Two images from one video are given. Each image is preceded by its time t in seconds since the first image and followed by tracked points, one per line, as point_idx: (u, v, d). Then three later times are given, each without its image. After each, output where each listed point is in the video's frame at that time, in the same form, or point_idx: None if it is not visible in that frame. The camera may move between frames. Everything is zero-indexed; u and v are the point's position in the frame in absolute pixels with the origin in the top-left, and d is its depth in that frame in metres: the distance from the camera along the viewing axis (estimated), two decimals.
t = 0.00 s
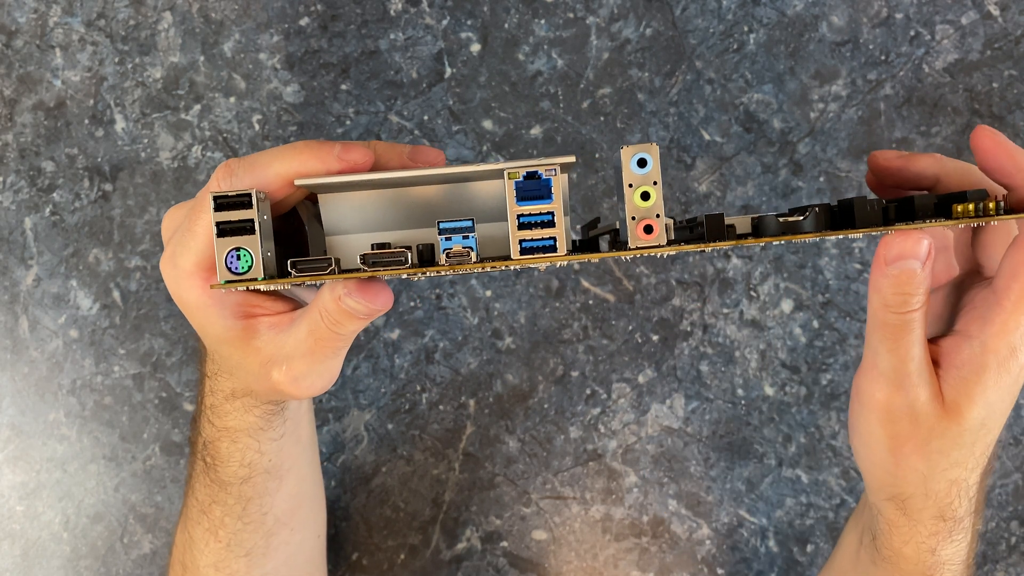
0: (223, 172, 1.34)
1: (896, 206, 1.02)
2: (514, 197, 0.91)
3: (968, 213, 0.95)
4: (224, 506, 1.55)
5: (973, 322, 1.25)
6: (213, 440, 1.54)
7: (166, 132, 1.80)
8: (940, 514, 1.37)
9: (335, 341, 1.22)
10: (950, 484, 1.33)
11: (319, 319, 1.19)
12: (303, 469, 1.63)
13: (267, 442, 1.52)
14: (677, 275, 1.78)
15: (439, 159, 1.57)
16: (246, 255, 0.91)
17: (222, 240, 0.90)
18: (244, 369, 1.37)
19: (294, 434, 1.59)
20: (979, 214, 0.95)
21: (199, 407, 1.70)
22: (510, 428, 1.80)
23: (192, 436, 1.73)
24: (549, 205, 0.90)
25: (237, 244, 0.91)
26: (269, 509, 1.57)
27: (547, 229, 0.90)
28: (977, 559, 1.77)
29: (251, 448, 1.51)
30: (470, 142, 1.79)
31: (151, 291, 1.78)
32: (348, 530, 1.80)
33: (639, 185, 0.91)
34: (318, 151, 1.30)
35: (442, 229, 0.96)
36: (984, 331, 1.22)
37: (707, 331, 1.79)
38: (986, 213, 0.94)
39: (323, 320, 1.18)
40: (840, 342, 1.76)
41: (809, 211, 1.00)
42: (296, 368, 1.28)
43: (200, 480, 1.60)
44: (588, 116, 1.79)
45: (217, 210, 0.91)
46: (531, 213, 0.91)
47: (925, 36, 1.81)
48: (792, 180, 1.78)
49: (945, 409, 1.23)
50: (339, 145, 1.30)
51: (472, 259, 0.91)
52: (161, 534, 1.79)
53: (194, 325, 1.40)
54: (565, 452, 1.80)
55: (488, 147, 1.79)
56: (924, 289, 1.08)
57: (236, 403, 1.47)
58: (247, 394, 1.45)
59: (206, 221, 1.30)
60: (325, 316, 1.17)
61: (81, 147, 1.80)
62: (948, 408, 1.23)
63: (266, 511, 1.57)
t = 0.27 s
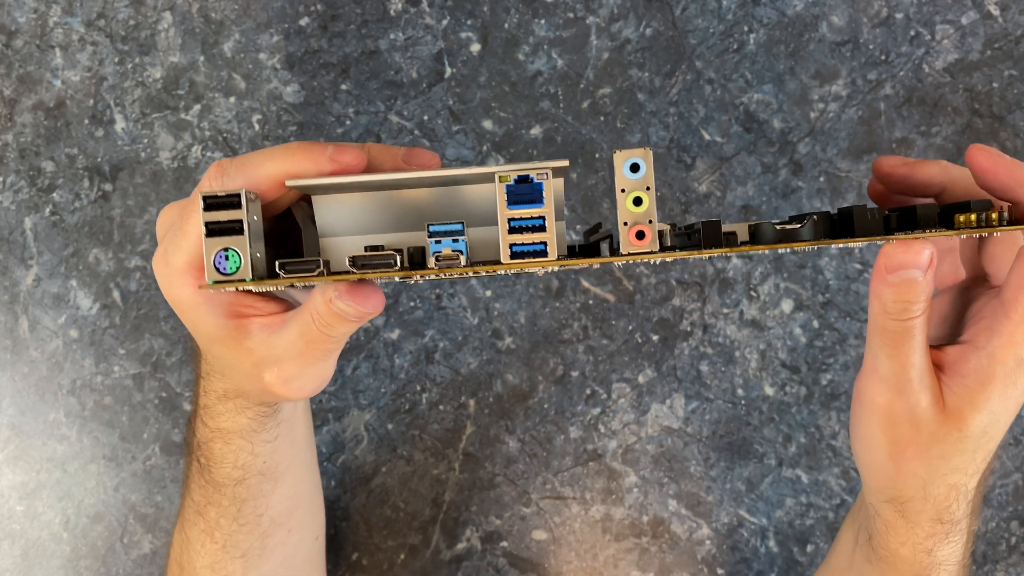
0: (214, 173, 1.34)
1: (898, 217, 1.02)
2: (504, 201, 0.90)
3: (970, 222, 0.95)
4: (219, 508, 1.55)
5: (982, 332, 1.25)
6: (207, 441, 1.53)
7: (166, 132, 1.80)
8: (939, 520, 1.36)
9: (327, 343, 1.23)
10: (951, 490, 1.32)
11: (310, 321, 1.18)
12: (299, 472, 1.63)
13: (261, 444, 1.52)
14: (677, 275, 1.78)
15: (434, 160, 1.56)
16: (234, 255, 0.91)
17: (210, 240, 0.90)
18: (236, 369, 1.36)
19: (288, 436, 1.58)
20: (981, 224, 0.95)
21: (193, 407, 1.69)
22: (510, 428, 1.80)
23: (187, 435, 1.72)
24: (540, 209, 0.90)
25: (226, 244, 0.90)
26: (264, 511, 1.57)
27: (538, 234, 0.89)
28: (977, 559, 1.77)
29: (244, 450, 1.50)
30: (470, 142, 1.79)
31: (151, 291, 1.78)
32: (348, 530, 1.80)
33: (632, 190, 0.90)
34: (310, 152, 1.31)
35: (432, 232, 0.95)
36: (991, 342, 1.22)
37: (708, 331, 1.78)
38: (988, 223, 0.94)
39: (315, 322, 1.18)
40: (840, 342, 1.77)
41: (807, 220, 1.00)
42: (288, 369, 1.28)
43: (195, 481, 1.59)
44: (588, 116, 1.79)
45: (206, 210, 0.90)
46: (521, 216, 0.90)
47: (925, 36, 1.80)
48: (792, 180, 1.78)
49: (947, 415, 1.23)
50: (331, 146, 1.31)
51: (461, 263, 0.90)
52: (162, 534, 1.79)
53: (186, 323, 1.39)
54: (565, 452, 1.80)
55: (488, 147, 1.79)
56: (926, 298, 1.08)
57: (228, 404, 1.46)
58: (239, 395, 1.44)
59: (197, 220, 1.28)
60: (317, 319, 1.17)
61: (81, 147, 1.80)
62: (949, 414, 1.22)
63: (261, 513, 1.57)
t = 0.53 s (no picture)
0: (207, 142, 1.44)
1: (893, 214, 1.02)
2: (483, 173, 0.94)
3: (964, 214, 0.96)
4: (206, 508, 1.56)
5: (991, 346, 1.20)
6: (193, 439, 1.55)
7: (166, 132, 1.80)
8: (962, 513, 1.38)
9: (303, 322, 1.15)
10: (973, 489, 1.33)
11: (286, 299, 1.12)
12: (288, 475, 1.62)
13: (244, 444, 1.53)
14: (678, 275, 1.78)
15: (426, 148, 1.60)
16: (212, 213, 0.95)
17: (191, 197, 0.94)
18: (214, 351, 1.36)
19: (276, 438, 1.58)
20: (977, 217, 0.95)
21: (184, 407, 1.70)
22: (509, 427, 1.80)
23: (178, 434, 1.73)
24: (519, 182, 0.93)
25: (205, 202, 0.95)
26: (252, 513, 1.57)
27: (514, 207, 0.92)
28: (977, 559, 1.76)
29: (227, 449, 1.52)
30: (470, 142, 1.78)
31: (151, 291, 1.78)
32: (348, 530, 1.80)
33: (611, 166, 0.94)
34: (301, 129, 1.42)
35: (408, 202, 1.00)
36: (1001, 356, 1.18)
37: (707, 331, 1.79)
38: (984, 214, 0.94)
39: (290, 301, 1.11)
40: (840, 342, 1.77)
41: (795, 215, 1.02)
42: (262, 348, 1.25)
43: (184, 482, 1.61)
44: (588, 116, 1.79)
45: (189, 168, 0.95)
46: (499, 189, 0.93)
47: (925, 36, 1.81)
48: (792, 180, 1.77)
49: (968, 432, 1.21)
50: (319, 123, 1.42)
51: (435, 232, 0.93)
52: (161, 534, 1.76)
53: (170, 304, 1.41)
54: (564, 452, 1.80)
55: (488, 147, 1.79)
56: (938, 333, 1.05)
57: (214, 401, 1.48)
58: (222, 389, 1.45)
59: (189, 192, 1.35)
60: (291, 296, 1.09)
61: (81, 147, 1.80)
62: (970, 430, 1.21)
63: (249, 515, 1.57)
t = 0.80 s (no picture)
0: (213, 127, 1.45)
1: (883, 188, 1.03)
2: (484, 145, 0.96)
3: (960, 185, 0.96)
4: (206, 505, 1.55)
5: (966, 330, 1.30)
6: (192, 435, 1.54)
7: (166, 132, 1.80)
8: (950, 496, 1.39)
9: (303, 305, 1.16)
10: (960, 470, 1.35)
11: (288, 280, 1.12)
12: (288, 473, 1.62)
13: (244, 440, 1.52)
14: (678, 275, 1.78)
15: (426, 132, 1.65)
16: (217, 187, 0.98)
17: (197, 172, 0.98)
18: (215, 340, 1.36)
19: (275, 434, 1.58)
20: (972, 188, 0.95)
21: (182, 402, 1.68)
22: (509, 427, 1.80)
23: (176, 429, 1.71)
24: (518, 153, 0.95)
25: (211, 176, 0.98)
26: (252, 510, 1.57)
27: (515, 176, 0.94)
28: (978, 559, 1.75)
29: (227, 444, 1.51)
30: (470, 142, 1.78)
31: (151, 291, 1.78)
32: (348, 530, 1.80)
33: (609, 136, 0.97)
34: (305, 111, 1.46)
35: (411, 172, 1.05)
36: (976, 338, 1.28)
37: (707, 331, 1.80)
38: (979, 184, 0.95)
39: (291, 281, 1.11)
40: (840, 342, 1.77)
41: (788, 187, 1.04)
42: (263, 330, 1.25)
43: (184, 478, 1.60)
44: (588, 116, 1.79)
45: (195, 144, 0.98)
46: (500, 160, 0.96)
47: (925, 36, 1.81)
48: (792, 180, 1.77)
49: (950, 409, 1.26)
50: (323, 106, 1.47)
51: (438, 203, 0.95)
52: (161, 535, 1.76)
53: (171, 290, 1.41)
54: (564, 452, 1.80)
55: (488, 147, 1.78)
56: (920, 305, 1.07)
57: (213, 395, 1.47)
58: (221, 382, 1.44)
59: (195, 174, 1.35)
60: (292, 276, 1.09)
61: (81, 147, 1.80)
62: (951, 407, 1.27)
63: (250, 512, 1.57)
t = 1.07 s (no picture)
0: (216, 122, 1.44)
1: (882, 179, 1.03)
2: (488, 137, 0.98)
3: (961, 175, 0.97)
4: (208, 505, 1.55)
5: (958, 323, 1.31)
6: (195, 435, 1.54)
7: (166, 132, 1.80)
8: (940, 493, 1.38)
9: (310, 300, 1.16)
10: (949, 464, 1.35)
11: (294, 275, 1.12)
12: (290, 473, 1.62)
13: (248, 441, 1.52)
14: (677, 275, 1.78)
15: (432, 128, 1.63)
16: (222, 181, 0.98)
17: (201, 166, 0.98)
18: (220, 338, 1.36)
19: (278, 434, 1.58)
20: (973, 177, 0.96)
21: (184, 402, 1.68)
22: (509, 427, 1.80)
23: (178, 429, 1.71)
24: (522, 146, 0.96)
25: (215, 171, 0.98)
26: (255, 510, 1.57)
27: (519, 168, 0.95)
28: (977, 559, 1.75)
29: (230, 445, 1.51)
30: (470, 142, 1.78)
31: (151, 291, 1.78)
32: (348, 530, 1.80)
33: (612, 128, 0.97)
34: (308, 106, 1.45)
35: (416, 165, 1.07)
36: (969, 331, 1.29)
37: (707, 331, 1.80)
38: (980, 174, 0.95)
39: (298, 276, 1.11)
40: (840, 342, 1.77)
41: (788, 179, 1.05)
42: (271, 326, 1.25)
43: (186, 478, 1.60)
44: (588, 116, 1.79)
45: (201, 138, 0.99)
46: (503, 152, 0.97)
47: (925, 36, 1.81)
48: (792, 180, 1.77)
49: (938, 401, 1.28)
50: (326, 101, 1.45)
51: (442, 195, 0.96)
52: (161, 535, 1.76)
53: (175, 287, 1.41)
54: (564, 452, 1.80)
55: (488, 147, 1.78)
56: (907, 293, 1.10)
57: (216, 396, 1.47)
58: (225, 382, 1.44)
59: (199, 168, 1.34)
60: (299, 271, 1.09)
61: (81, 147, 1.80)
62: (939, 399, 1.28)
63: (252, 513, 1.57)
